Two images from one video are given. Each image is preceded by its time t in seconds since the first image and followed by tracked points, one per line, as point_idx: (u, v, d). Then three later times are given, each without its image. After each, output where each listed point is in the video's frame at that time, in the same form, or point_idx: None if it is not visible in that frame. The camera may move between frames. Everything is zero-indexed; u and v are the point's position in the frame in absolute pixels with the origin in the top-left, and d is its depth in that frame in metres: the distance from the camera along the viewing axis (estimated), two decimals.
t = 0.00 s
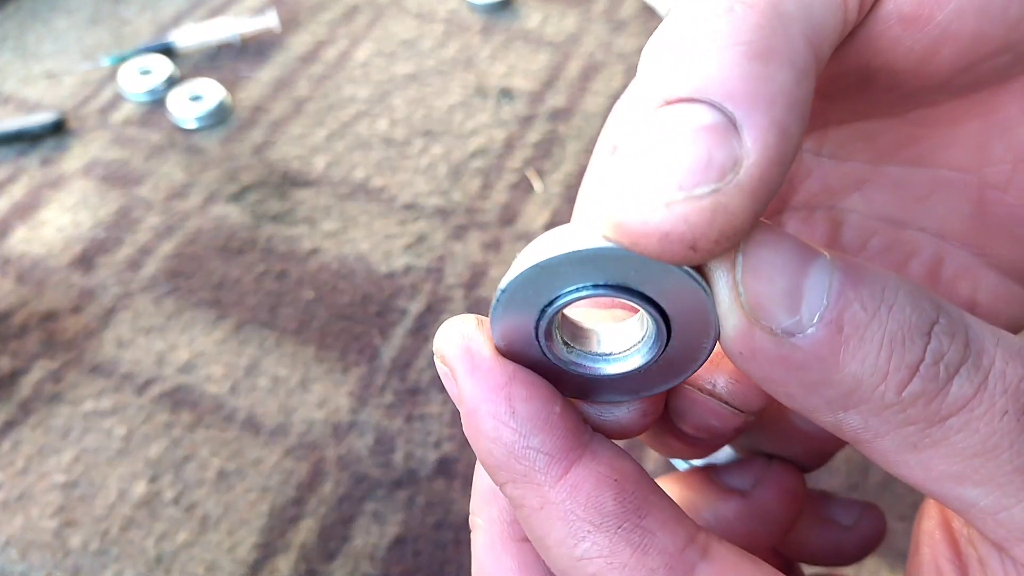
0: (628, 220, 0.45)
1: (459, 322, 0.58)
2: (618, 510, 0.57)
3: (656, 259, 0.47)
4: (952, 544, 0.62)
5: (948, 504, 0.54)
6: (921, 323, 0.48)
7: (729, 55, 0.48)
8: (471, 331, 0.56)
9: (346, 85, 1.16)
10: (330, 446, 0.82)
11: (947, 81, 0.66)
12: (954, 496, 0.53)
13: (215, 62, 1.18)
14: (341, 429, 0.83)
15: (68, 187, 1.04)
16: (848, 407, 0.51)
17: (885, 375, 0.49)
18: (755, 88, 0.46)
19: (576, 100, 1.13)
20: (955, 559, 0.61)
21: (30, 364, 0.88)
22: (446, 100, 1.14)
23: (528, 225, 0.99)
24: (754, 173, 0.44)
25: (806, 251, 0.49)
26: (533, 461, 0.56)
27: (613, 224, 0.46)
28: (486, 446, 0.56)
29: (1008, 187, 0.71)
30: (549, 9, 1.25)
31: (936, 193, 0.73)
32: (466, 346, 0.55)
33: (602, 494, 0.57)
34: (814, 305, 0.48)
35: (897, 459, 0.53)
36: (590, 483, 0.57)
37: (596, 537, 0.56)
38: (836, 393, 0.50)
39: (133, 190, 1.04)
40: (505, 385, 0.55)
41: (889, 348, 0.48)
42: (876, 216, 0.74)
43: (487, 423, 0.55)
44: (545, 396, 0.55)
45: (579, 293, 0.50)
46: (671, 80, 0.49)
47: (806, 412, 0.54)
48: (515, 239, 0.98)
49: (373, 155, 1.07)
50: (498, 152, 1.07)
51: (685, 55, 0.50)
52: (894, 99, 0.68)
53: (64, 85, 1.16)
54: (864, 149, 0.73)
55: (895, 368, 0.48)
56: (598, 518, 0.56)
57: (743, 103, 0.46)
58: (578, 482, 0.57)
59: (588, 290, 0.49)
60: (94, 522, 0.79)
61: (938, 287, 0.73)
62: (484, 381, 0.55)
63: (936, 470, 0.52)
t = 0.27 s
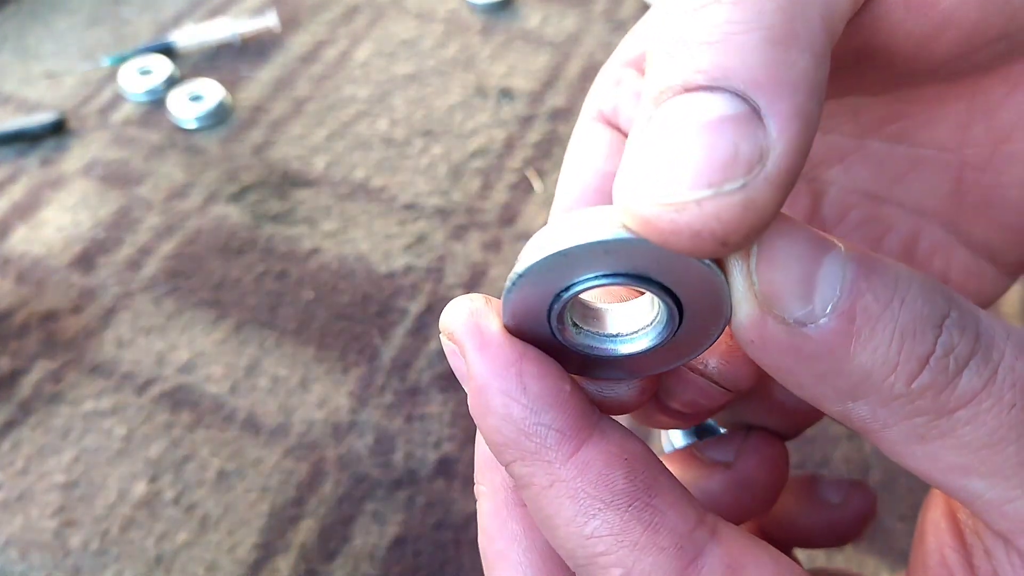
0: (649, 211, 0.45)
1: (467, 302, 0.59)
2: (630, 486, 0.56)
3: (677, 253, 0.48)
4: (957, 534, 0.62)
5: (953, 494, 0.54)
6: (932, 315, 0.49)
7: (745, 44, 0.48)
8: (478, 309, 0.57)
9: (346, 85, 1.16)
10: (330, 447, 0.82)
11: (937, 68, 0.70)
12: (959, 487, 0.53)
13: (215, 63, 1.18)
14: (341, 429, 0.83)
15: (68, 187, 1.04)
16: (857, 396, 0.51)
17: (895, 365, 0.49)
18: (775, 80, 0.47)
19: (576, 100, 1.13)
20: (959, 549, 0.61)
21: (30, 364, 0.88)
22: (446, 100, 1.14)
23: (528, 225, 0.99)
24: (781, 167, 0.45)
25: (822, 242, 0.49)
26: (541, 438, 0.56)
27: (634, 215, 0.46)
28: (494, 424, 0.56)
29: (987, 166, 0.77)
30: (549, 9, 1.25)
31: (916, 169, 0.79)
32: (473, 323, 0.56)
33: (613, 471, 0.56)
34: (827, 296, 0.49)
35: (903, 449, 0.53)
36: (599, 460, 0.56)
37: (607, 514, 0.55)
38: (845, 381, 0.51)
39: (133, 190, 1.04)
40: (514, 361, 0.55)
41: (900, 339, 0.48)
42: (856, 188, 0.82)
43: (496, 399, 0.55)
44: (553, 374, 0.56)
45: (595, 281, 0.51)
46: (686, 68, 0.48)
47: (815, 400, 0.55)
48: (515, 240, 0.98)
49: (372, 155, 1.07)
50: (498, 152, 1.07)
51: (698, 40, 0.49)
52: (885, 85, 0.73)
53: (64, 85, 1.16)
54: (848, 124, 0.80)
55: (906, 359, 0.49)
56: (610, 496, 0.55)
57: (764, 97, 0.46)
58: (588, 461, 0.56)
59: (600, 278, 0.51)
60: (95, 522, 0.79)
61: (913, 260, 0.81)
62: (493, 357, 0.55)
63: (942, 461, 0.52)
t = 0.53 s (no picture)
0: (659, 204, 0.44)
1: (471, 273, 0.59)
2: (629, 453, 0.56)
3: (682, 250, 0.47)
4: (936, 508, 0.63)
5: (927, 468, 0.55)
6: (907, 298, 0.50)
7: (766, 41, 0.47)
8: (478, 279, 0.58)
9: (346, 85, 1.16)
10: (330, 447, 0.82)
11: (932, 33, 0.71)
12: (933, 463, 0.54)
13: (215, 63, 1.18)
14: (341, 429, 0.83)
15: (68, 187, 1.04)
16: (834, 371, 0.52)
17: (872, 342, 0.50)
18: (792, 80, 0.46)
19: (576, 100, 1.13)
20: (939, 521, 0.62)
21: (30, 364, 0.88)
22: (446, 100, 1.14)
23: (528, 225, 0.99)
24: (796, 173, 0.45)
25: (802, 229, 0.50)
26: (540, 404, 0.56)
27: (643, 206, 0.45)
28: (494, 392, 0.56)
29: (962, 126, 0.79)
30: (549, 9, 1.25)
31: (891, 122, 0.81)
32: (472, 292, 0.56)
33: (613, 437, 0.56)
34: (807, 276, 0.49)
35: (879, 426, 0.54)
36: (598, 426, 0.56)
37: (607, 479, 0.55)
38: (823, 357, 0.51)
39: (133, 190, 1.04)
40: (514, 329, 0.55)
41: (876, 319, 0.49)
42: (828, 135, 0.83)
43: (496, 366, 0.55)
44: (553, 343, 0.56)
45: (597, 269, 0.51)
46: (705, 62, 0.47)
47: (794, 375, 0.55)
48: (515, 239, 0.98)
49: (372, 155, 1.07)
50: (498, 152, 1.07)
51: (716, 31, 0.47)
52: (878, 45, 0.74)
53: (64, 85, 1.16)
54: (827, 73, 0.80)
55: (882, 337, 0.50)
56: (610, 461, 0.55)
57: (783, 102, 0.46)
58: (587, 427, 0.56)
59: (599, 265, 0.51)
60: (95, 522, 0.79)
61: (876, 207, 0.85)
62: (494, 325, 0.55)
63: (916, 437, 0.53)
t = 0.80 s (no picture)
0: (705, 269, 0.48)
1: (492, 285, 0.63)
2: (638, 477, 0.54)
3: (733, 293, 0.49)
4: (933, 511, 0.62)
5: (920, 450, 0.55)
6: (893, 281, 0.53)
7: (853, 131, 0.43)
8: (497, 294, 0.61)
9: (345, 85, 1.16)
10: (329, 447, 0.82)
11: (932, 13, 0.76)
12: (926, 441, 0.54)
13: (215, 63, 1.18)
14: (341, 429, 0.83)
15: (68, 187, 1.04)
16: (828, 345, 0.53)
17: (861, 316, 0.52)
18: (866, 175, 0.45)
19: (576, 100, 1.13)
20: (936, 521, 0.62)
21: (30, 364, 0.88)
22: (446, 100, 1.14)
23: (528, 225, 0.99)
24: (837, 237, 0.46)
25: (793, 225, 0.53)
26: (552, 420, 0.55)
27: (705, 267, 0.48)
28: (508, 404, 0.56)
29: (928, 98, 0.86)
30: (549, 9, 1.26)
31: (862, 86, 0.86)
32: (490, 302, 0.60)
33: (623, 462, 0.54)
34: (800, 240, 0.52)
35: (872, 403, 0.54)
36: (608, 449, 0.54)
37: (610, 503, 0.53)
38: (820, 330, 0.53)
39: (133, 190, 1.04)
40: (531, 342, 0.57)
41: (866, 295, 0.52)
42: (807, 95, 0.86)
43: (511, 378, 0.56)
44: (568, 355, 0.57)
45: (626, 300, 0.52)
46: (779, 151, 0.44)
47: (789, 354, 0.56)
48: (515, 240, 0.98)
49: (372, 155, 1.07)
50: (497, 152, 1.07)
51: (772, 108, 0.44)
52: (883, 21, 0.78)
53: (64, 85, 1.16)
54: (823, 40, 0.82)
55: (870, 311, 0.52)
56: (616, 483, 0.53)
57: (847, 201, 0.45)
58: (598, 450, 0.54)
59: (635, 295, 0.52)
60: (95, 522, 0.78)
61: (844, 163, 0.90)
62: (510, 334, 0.57)
63: (910, 413, 0.53)
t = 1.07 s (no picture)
0: (699, 296, 0.49)
1: (494, 297, 0.56)
2: (620, 503, 0.52)
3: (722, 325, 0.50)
4: (914, 525, 0.61)
5: (895, 458, 0.54)
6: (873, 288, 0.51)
7: (892, 219, 0.43)
8: (499, 308, 0.54)
9: (345, 85, 1.16)
10: (330, 447, 0.82)
11: None
12: (901, 449, 0.52)
13: (215, 63, 1.18)
14: (341, 429, 0.83)
15: (68, 187, 1.04)
16: (804, 351, 0.51)
17: (836, 321, 0.50)
18: (874, 250, 0.44)
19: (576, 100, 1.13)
20: (916, 536, 0.61)
21: (30, 364, 0.88)
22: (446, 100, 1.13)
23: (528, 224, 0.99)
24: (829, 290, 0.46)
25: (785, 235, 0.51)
26: (538, 444, 0.52)
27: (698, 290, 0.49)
28: (496, 425, 0.52)
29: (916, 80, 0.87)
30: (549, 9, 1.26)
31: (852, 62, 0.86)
32: (493, 317, 0.53)
33: (606, 489, 0.52)
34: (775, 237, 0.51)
35: (847, 410, 0.53)
36: (592, 475, 0.52)
37: (589, 531, 0.52)
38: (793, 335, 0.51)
39: (133, 190, 1.04)
40: (527, 363, 0.51)
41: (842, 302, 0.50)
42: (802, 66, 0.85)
43: (502, 401, 0.52)
44: (568, 382, 0.52)
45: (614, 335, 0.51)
46: (809, 216, 0.43)
47: (763, 358, 0.54)
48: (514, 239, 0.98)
49: (373, 155, 1.07)
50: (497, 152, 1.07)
51: (796, 159, 0.43)
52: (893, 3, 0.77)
53: (64, 85, 1.16)
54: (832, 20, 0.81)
55: (845, 317, 0.50)
56: (596, 510, 0.52)
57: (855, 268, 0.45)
58: (582, 476, 0.52)
59: (620, 358, 0.52)
60: (95, 522, 0.79)
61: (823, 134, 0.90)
62: (510, 355, 0.51)
63: (885, 421, 0.52)
